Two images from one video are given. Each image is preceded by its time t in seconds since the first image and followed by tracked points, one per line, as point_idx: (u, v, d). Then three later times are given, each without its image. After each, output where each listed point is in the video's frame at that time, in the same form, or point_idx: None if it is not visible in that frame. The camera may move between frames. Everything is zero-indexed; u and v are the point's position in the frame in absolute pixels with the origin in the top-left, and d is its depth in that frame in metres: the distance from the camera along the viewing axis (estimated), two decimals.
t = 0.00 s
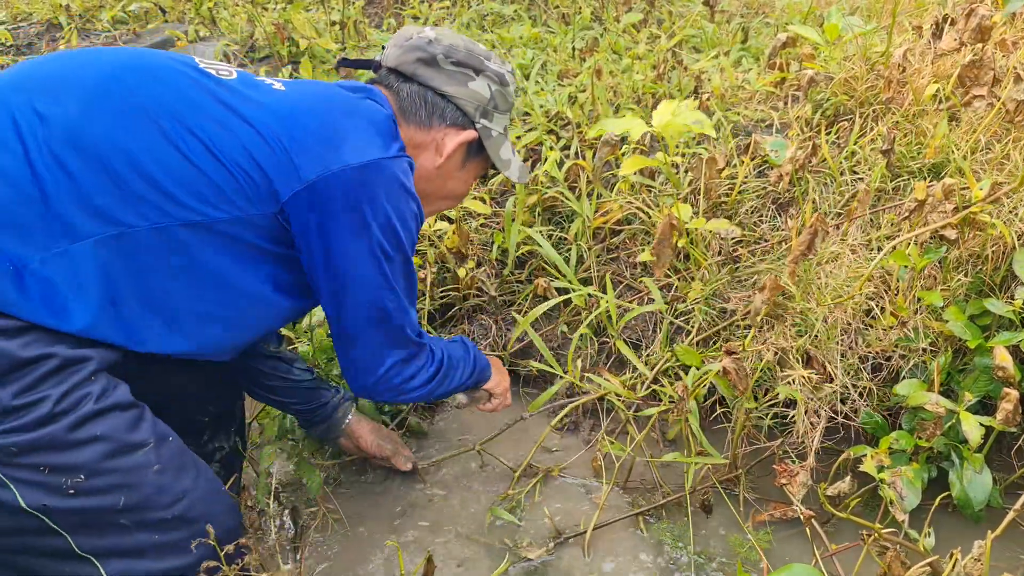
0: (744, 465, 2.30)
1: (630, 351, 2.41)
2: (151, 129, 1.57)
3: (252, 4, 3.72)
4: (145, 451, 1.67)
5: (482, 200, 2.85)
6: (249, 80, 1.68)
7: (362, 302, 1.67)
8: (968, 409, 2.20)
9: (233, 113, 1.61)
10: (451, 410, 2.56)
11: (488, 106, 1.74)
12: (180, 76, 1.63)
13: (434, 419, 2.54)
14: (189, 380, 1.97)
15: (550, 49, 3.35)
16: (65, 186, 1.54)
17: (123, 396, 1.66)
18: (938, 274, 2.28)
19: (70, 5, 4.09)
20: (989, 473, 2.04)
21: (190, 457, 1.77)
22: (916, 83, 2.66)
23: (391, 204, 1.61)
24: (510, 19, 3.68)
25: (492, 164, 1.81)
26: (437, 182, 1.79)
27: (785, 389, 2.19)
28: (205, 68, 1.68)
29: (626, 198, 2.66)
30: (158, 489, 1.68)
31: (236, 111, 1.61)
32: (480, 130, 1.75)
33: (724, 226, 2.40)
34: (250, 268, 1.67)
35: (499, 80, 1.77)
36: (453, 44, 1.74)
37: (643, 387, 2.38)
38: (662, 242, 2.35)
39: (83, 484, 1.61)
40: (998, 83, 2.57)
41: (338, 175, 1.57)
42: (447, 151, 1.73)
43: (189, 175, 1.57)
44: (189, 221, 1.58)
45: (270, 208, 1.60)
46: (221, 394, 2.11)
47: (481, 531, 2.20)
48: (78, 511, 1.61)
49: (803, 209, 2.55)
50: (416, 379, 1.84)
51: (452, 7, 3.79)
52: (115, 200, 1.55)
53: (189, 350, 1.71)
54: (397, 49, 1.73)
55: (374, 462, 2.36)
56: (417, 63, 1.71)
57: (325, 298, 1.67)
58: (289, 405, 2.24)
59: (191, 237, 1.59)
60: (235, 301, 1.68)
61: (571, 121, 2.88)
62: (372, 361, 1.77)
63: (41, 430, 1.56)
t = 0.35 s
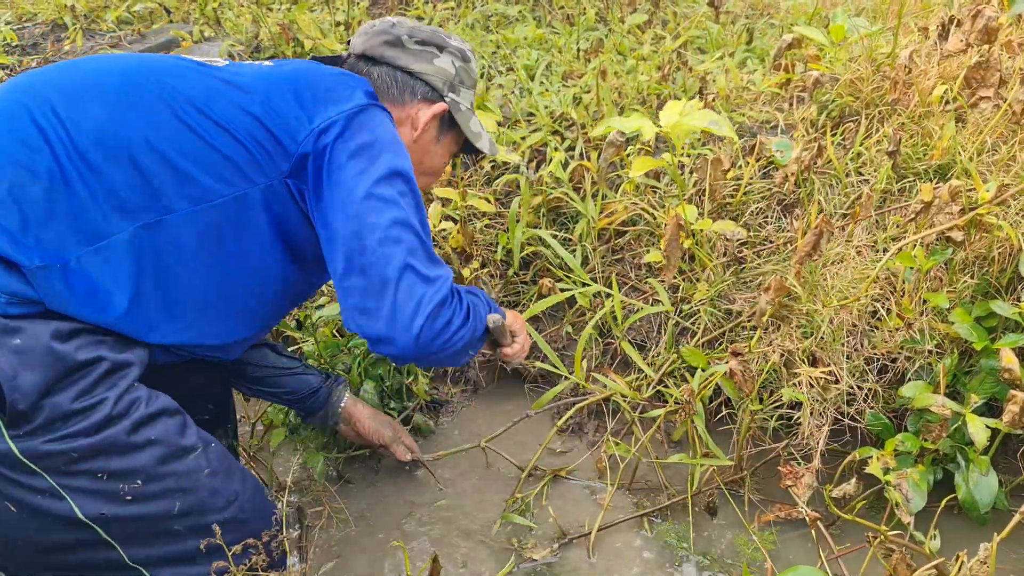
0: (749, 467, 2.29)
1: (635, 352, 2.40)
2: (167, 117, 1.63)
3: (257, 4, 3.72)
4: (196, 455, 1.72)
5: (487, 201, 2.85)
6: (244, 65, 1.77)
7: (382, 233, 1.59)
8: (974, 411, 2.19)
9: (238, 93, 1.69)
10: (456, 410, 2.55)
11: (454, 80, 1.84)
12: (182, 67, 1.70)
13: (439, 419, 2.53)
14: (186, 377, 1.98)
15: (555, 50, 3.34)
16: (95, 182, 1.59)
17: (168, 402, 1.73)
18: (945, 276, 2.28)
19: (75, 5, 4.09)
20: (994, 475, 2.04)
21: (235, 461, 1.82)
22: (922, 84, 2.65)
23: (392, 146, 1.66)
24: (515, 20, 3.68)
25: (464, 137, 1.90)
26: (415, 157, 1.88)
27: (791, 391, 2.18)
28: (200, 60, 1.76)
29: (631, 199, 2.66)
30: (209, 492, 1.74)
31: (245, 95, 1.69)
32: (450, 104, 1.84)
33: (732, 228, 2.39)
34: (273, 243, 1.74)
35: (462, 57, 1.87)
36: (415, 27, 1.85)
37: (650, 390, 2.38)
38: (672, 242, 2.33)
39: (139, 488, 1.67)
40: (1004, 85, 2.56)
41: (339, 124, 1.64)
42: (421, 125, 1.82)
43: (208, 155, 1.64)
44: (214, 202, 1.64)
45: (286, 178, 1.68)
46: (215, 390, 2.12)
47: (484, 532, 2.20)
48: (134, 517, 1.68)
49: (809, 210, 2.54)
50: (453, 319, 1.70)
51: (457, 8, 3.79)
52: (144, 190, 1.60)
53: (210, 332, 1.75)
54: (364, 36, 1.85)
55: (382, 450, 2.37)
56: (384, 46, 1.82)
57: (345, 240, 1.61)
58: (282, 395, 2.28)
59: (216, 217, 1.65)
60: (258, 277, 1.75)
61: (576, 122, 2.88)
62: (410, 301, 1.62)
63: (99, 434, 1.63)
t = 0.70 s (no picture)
0: (753, 466, 2.29)
1: (640, 351, 2.40)
2: (163, 106, 1.64)
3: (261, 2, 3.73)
4: (235, 450, 1.73)
5: (491, 199, 2.84)
6: (228, 50, 1.78)
7: (361, 226, 1.64)
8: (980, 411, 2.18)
9: (228, 78, 1.70)
10: (460, 408, 2.56)
11: (423, 51, 1.84)
12: (170, 55, 1.71)
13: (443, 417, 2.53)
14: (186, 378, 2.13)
15: (559, 48, 3.34)
16: (106, 175, 1.58)
17: (202, 400, 1.73)
18: (950, 275, 2.28)
19: (80, 3, 4.10)
20: (1000, 475, 2.03)
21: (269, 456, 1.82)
22: (928, 83, 2.65)
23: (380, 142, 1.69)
24: (519, 18, 3.68)
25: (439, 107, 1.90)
26: (392, 130, 1.89)
27: (796, 390, 2.18)
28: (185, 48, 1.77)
29: (636, 197, 2.65)
30: (249, 485, 1.74)
31: (236, 79, 1.71)
32: (421, 75, 1.84)
33: (738, 226, 2.38)
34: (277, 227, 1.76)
35: (428, 26, 1.86)
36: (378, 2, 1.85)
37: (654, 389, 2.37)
38: (676, 241, 2.32)
39: (187, 485, 1.66)
40: (1010, 84, 2.55)
41: (329, 113, 1.66)
42: (394, 96, 1.82)
43: (206, 140, 1.64)
44: (221, 186, 1.66)
45: (282, 159, 1.70)
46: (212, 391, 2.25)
47: (488, 530, 2.20)
48: (182, 514, 1.66)
49: (814, 209, 2.54)
50: (428, 317, 1.74)
51: (461, 6, 3.79)
52: (153, 180, 1.61)
53: (222, 318, 1.76)
54: (330, 15, 1.85)
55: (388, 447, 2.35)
56: (350, 23, 1.83)
57: (327, 228, 1.65)
58: (282, 391, 2.28)
59: (222, 202, 1.67)
60: (262, 260, 1.77)
61: (580, 120, 2.88)
62: (384, 295, 1.67)
63: (146, 432, 1.62)
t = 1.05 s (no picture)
0: (757, 467, 2.29)
1: (643, 352, 2.39)
2: (170, 100, 1.64)
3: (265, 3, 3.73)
4: (250, 446, 1.74)
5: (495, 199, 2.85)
6: (234, 46, 1.79)
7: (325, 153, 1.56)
8: (984, 412, 2.18)
9: (233, 72, 1.71)
10: (463, 409, 2.56)
11: (425, 50, 1.86)
12: (178, 54, 1.72)
13: (446, 417, 2.54)
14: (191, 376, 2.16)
15: (562, 49, 3.34)
16: (119, 170, 1.59)
17: (216, 395, 1.74)
18: (955, 276, 2.25)
19: (85, 4, 4.11)
20: (1005, 476, 2.03)
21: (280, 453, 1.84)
22: (932, 83, 2.64)
23: (369, 103, 1.66)
24: (523, 19, 3.69)
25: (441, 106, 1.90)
26: (394, 129, 1.89)
27: (800, 392, 2.18)
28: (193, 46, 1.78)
29: (640, 198, 2.65)
30: (264, 482, 1.75)
31: (241, 72, 1.71)
32: (424, 74, 1.85)
33: (742, 227, 2.39)
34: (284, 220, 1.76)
35: (429, 27, 1.89)
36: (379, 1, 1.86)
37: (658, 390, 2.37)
38: (679, 242, 2.32)
39: (205, 480, 1.67)
40: (1014, 85, 2.55)
41: (323, 84, 1.66)
42: (397, 94, 1.82)
43: (212, 132, 1.65)
44: (230, 178, 1.66)
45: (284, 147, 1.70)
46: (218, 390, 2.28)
47: (491, 529, 2.21)
48: (199, 510, 1.67)
49: (818, 210, 2.54)
50: (387, 243, 1.60)
51: (464, 7, 3.79)
52: (164, 173, 1.62)
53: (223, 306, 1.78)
54: (331, 16, 1.86)
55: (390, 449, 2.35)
56: (352, 22, 1.84)
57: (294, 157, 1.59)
58: (285, 389, 2.29)
59: (230, 194, 1.67)
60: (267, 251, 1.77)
61: (584, 121, 2.89)
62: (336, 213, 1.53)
63: (166, 427, 1.63)
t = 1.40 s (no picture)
0: (756, 468, 2.29)
1: (644, 353, 2.40)
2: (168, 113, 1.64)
3: (266, 4, 3.74)
4: (237, 449, 1.73)
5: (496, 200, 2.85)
6: (240, 58, 1.78)
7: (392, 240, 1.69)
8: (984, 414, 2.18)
9: (235, 87, 1.70)
10: (463, 410, 2.56)
11: (438, 59, 1.85)
12: (181, 63, 1.72)
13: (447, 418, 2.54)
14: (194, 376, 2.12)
15: (563, 51, 3.35)
16: (107, 179, 1.59)
17: (203, 399, 1.74)
18: (954, 278, 2.26)
19: (85, 5, 4.11)
20: (1005, 478, 2.03)
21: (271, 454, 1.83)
22: (932, 86, 2.64)
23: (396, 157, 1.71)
24: (523, 21, 3.70)
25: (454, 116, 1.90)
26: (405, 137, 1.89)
27: (800, 393, 2.18)
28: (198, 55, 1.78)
29: (640, 200, 2.66)
30: (251, 484, 1.74)
31: (245, 87, 1.70)
32: (436, 83, 1.85)
33: (741, 229, 2.38)
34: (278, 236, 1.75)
35: (444, 35, 1.88)
36: (395, 8, 1.86)
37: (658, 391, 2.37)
38: (679, 243, 2.32)
39: (190, 484, 1.67)
40: (1014, 86, 2.56)
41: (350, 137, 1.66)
42: (409, 104, 1.82)
43: (209, 149, 1.65)
44: (223, 194, 1.65)
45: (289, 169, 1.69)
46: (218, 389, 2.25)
47: (491, 530, 2.21)
48: (185, 513, 1.67)
49: (818, 211, 2.54)
50: (457, 328, 1.79)
51: (465, 8, 3.80)
52: (154, 184, 1.62)
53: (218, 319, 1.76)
54: (346, 22, 1.87)
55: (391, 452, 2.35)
56: (366, 29, 1.84)
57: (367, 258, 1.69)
58: (286, 394, 2.30)
59: (222, 208, 1.66)
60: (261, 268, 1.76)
61: (584, 122, 2.89)
62: (414, 308, 1.72)
63: (150, 432, 1.62)
